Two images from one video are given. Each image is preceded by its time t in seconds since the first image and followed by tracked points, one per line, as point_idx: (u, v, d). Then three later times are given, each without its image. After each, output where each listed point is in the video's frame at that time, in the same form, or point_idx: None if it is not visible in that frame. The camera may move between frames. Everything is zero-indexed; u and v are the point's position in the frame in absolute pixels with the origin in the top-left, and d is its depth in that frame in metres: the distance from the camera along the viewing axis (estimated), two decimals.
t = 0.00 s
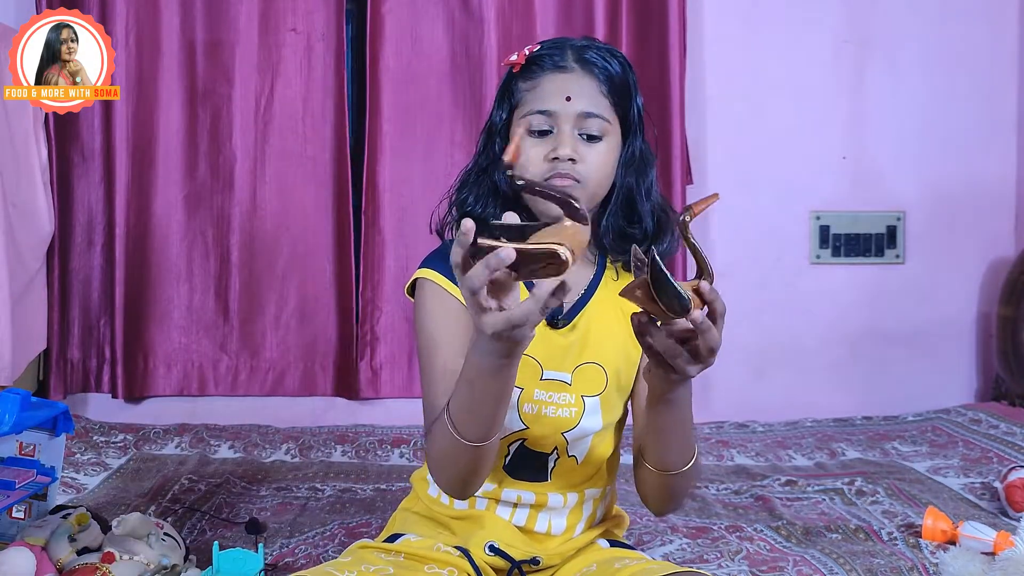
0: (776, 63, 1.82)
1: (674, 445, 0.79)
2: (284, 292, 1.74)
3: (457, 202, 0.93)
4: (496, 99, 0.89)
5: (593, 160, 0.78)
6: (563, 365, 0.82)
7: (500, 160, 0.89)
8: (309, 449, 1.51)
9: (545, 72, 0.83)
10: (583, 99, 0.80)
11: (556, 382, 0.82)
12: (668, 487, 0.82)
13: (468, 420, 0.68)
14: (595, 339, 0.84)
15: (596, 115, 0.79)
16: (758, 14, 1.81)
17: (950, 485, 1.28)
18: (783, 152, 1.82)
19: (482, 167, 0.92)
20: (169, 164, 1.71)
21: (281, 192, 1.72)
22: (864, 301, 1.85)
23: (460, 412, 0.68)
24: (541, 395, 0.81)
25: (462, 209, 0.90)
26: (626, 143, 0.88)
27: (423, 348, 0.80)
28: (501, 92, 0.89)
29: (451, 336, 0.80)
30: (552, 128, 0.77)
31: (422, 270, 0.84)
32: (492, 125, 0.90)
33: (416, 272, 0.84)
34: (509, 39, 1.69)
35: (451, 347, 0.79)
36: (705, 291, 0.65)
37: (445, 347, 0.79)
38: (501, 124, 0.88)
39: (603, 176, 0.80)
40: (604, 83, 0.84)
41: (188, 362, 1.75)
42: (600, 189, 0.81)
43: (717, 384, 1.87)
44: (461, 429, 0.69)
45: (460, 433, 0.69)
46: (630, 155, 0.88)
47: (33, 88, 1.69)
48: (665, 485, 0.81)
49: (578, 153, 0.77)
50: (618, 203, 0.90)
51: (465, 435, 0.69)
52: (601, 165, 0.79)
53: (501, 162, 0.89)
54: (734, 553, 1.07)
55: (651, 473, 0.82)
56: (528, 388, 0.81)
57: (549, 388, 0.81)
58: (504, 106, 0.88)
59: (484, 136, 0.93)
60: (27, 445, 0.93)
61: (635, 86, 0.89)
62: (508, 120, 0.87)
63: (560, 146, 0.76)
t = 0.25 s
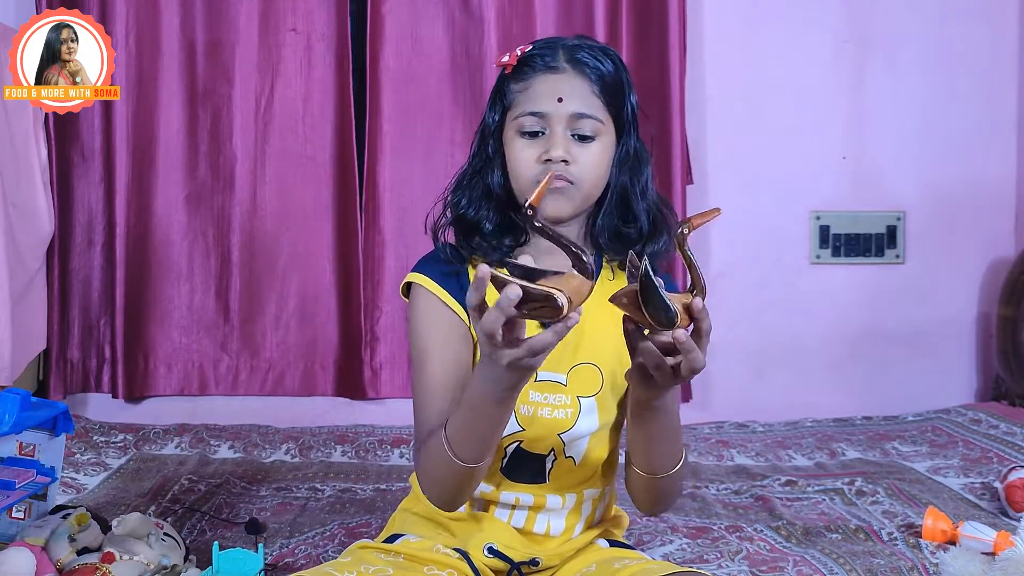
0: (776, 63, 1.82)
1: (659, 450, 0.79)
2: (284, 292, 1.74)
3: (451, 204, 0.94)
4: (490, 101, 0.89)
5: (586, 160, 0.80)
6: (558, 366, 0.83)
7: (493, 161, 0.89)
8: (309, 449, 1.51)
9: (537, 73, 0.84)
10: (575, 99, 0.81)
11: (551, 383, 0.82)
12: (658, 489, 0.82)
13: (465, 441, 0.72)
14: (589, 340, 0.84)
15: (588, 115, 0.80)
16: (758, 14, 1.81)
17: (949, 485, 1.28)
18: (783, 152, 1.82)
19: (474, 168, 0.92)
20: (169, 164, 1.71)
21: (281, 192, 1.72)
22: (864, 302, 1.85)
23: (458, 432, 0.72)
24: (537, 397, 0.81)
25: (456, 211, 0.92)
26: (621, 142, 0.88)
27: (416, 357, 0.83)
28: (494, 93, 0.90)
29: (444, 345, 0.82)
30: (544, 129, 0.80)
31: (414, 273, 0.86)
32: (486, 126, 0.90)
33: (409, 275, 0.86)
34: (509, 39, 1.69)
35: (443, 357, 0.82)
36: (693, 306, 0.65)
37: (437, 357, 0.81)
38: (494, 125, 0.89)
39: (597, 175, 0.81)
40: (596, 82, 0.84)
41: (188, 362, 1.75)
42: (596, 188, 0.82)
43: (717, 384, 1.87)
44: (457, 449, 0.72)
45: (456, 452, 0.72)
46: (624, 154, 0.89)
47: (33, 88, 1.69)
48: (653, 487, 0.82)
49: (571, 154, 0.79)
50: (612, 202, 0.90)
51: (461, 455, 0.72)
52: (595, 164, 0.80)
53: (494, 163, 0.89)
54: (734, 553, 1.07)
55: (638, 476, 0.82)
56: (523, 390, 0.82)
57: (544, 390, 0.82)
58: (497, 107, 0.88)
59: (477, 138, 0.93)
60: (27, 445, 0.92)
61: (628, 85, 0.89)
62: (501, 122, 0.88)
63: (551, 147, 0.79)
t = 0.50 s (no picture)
0: (776, 63, 1.82)
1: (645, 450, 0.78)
2: (284, 292, 1.73)
3: (448, 207, 0.94)
4: (485, 102, 0.89)
5: (583, 161, 0.80)
6: (556, 367, 0.83)
7: (489, 162, 0.89)
8: (309, 449, 1.51)
9: (532, 74, 0.84)
10: (570, 100, 0.81)
11: (550, 384, 0.82)
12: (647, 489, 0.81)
13: (465, 449, 0.71)
14: (587, 340, 0.84)
15: (584, 116, 0.80)
16: (758, 14, 1.81)
17: (949, 485, 1.28)
18: (783, 152, 1.82)
19: (470, 170, 0.92)
20: (170, 164, 1.71)
21: (281, 192, 1.72)
22: (864, 302, 1.85)
23: (458, 439, 0.72)
24: (535, 398, 0.82)
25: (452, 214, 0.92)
26: (617, 141, 0.88)
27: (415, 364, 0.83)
28: (489, 95, 0.90)
29: (441, 349, 0.82)
30: (539, 131, 0.80)
31: (410, 275, 0.86)
32: (481, 128, 0.90)
33: (405, 277, 0.86)
34: (509, 38, 1.69)
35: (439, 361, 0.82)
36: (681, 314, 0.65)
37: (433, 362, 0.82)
38: (490, 127, 0.89)
39: (594, 177, 0.81)
40: (591, 82, 0.84)
41: (188, 362, 1.75)
42: (593, 189, 0.81)
43: (717, 384, 1.87)
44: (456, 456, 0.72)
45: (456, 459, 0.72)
46: (620, 153, 0.89)
47: (33, 88, 1.69)
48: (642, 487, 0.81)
49: (567, 155, 0.79)
50: (608, 202, 0.90)
51: (460, 463, 0.72)
52: (592, 165, 0.80)
53: (490, 164, 0.89)
54: (734, 553, 1.07)
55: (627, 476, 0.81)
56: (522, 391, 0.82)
57: (543, 391, 0.82)
58: (492, 108, 0.88)
59: (473, 139, 0.93)
60: (27, 445, 0.92)
61: (624, 84, 0.89)
62: (497, 123, 0.88)
63: (547, 148, 0.79)
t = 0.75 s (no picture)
0: (776, 63, 1.82)
1: (633, 452, 0.77)
2: (284, 291, 1.73)
3: (445, 208, 0.94)
4: (481, 102, 0.89)
5: (580, 162, 0.80)
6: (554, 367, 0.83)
7: (485, 163, 0.89)
8: (309, 449, 1.51)
9: (527, 74, 0.84)
10: (567, 100, 0.81)
11: (547, 385, 0.83)
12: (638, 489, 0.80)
13: (469, 453, 0.71)
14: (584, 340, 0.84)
15: (580, 116, 0.80)
16: (758, 14, 1.81)
17: (949, 485, 1.28)
18: (783, 152, 1.82)
19: (466, 171, 0.92)
20: (170, 164, 1.71)
21: (281, 192, 1.72)
22: (864, 302, 1.85)
23: (462, 443, 0.72)
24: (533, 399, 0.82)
25: (449, 215, 0.92)
26: (614, 141, 0.88)
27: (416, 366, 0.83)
28: (485, 94, 0.90)
29: (441, 353, 0.83)
30: (536, 132, 0.80)
31: (408, 276, 0.87)
32: (477, 128, 0.90)
33: (402, 279, 0.86)
34: (509, 38, 1.68)
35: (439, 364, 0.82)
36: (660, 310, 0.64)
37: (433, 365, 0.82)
38: (486, 127, 0.89)
39: (592, 177, 0.81)
40: (588, 82, 0.84)
41: (188, 362, 1.75)
42: (591, 189, 0.82)
43: (717, 384, 1.87)
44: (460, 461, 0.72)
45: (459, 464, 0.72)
46: (617, 153, 0.88)
47: (33, 88, 1.69)
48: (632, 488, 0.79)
49: (564, 156, 0.79)
50: (605, 202, 0.90)
51: (464, 466, 0.72)
52: (590, 166, 0.80)
53: (486, 164, 0.89)
54: (734, 553, 1.07)
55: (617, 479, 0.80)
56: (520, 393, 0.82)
57: (541, 392, 0.82)
58: (488, 108, 0.88)
59: (469, 139, 0.92)
60: (27, 445, 0.92)
61: (621, 83, 0.88)
62: (493, 123, 0.88)
63: (544, 149, 0.79)
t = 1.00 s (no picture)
0: (776, 63, 1.82)
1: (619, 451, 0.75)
2: (284, 291, 1.73)
3: (442, 209, 0.94)
4: (477, 102, 0.89)
5: (576, 162, 0.80)
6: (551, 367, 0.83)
7: (482, 164, 0.89)
8: (309, 449, 1.51)
9: (523, 75, 0.84)
10: (562, 101, 0.81)
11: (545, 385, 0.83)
12: (627, 489, 0.78)
13: (473, 455, 0.71)
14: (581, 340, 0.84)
15: (576, 116, 0.80)
16: (758, 14, 1.81)
17: (949, 485, 1.28)
18: (783, 151, 1.82)
19: (463, 171, 0.92)
20: (170, 164, 1.71)
21: (281, 192, 1.72)
22: (864, 302, 1.85)
23: (467, 446, 0.71)
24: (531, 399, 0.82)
25: (447, 216, 0.92)
26: (610, 141, 0.88)
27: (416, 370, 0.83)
28: (481, 94, 0.90)
29: (440, 355, 0.83)
30: (532, 132, 0.80)
31: (405, 278, 0.86)
32: (473, 129, 0.90)
33: (400, 280, 0.86)
34: (509, 38, 1.68)
35: (438, 366, 0.82)
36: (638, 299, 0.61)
37: (432, 368, 0.82)
38: (482, 127, 0.89)
39: (589, 177, 0.81)
40: (584, 82, 0.84)
41: (188, 362, 1.75)
42: (587, 189, 0.81)
43: (717, 384, 1.87)
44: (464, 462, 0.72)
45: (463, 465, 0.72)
46: (613, 153, 0.89)
47: (33, 88, 1.69)
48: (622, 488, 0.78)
49: (560, 157, 0.79)
50: (601, 201, 0.90)
51: (468, 468, 0.72)
52: (586, 166, 0.80)
53: (483, 165, 0.89)
54: (734, 553, 1.07)
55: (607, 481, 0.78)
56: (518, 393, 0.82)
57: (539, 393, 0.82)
58: (484, 108, 0.88)
59: (466, 139, 0.93)
60: (27, 445, 0.92)
61: (617, 82, 0.88)
62: (489, 124, 0.88)
63: (539, 150, 0.79)
